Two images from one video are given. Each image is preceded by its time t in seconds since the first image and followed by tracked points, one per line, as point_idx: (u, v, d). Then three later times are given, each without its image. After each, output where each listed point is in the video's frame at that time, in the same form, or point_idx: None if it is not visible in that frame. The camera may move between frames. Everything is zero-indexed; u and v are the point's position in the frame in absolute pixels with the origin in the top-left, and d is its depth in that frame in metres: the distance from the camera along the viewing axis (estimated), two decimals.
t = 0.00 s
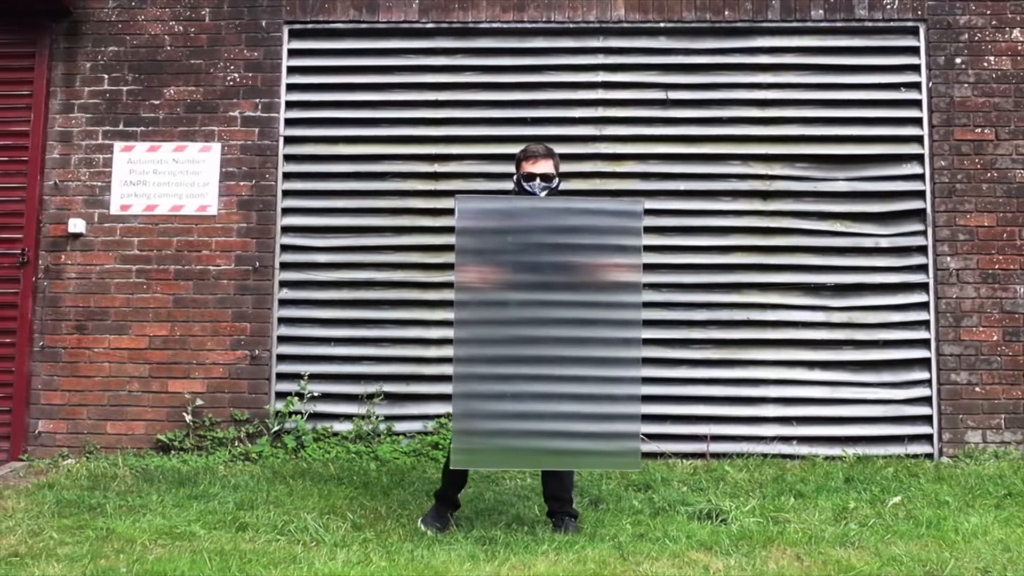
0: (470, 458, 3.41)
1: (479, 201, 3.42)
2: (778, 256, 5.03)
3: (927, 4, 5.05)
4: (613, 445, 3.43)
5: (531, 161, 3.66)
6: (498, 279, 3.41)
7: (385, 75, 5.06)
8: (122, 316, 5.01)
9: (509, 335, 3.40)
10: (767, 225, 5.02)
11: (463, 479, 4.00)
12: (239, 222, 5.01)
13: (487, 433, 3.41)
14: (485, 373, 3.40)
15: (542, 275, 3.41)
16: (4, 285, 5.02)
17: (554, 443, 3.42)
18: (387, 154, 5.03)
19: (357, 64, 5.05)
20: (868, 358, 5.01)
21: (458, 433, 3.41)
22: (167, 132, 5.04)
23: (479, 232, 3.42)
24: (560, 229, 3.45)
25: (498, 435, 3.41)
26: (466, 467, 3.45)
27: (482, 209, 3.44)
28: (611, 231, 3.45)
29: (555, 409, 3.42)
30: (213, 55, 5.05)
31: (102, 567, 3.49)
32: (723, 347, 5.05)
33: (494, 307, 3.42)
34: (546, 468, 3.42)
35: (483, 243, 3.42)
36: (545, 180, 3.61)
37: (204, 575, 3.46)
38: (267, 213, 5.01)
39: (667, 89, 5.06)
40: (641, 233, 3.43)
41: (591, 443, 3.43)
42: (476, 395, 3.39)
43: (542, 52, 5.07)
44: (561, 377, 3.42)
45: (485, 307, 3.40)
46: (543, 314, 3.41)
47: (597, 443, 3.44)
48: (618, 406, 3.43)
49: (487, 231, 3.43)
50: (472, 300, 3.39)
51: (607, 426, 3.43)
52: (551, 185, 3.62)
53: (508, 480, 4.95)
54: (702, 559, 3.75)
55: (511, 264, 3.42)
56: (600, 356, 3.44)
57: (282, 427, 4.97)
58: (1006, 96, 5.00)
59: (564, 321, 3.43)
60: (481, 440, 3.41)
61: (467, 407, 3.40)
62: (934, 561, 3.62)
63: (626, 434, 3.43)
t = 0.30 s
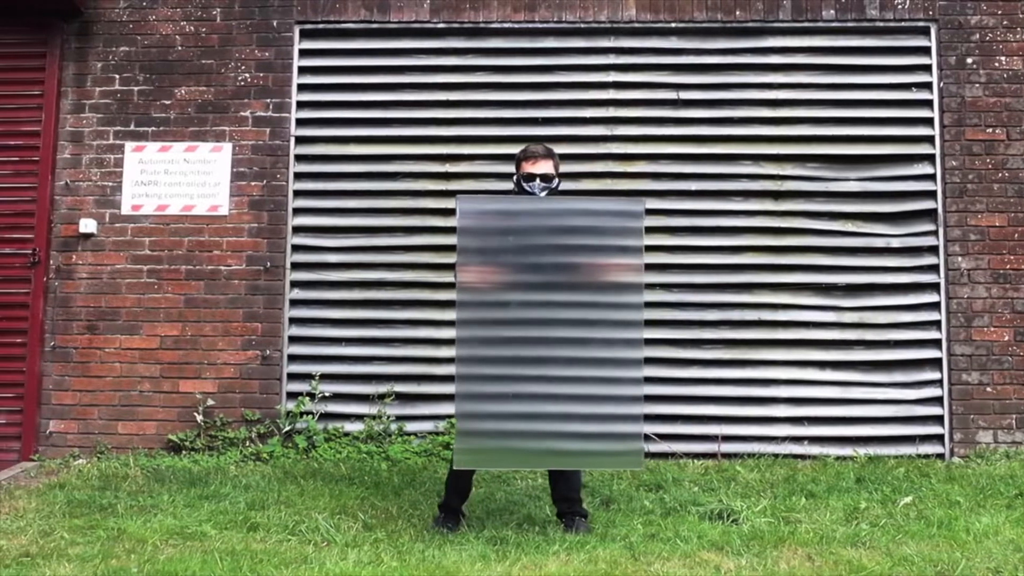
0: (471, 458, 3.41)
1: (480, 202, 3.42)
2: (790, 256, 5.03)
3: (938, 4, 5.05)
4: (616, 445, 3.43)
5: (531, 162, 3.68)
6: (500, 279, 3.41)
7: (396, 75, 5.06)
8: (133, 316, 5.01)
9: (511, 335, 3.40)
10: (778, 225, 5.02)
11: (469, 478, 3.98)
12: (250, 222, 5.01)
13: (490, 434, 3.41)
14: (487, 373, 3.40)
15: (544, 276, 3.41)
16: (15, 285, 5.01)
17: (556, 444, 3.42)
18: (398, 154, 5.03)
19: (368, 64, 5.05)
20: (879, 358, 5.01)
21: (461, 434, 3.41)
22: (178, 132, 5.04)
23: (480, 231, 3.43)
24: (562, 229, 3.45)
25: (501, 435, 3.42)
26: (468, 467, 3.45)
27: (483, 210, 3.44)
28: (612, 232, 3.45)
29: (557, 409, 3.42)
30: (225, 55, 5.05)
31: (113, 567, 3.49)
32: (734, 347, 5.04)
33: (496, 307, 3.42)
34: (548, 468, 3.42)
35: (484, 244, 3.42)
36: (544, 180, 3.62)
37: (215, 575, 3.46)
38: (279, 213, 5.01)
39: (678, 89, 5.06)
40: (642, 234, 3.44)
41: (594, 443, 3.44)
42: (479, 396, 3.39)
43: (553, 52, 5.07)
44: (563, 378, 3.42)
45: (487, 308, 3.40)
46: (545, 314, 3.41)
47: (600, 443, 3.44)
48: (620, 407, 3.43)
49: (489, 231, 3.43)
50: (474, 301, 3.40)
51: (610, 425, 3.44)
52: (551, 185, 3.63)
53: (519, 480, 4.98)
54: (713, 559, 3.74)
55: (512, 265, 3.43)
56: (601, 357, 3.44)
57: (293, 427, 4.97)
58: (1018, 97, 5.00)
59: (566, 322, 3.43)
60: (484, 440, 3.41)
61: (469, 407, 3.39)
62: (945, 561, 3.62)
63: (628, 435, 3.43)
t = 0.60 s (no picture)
0: (473, 459, 3.40)
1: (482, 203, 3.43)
2: (803, 256, 5.03)
3: (951, 4, 5.05)
4: (618, 446, 3.44)
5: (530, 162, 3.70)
6: (501, 280, 3.42)
7: (409, 75, 5.06)
8: (146, 316, 5.01)
9: (513, 336, 3.42)
10: (791, 225, 5.02)
11: (478, 479, 3.96)
12: (263, 222, 5.01)
13: (492, 435, 3.40)
14: (490, 373, 3.40)
15: (545, 277, 3.42)
16: (28, 285, 5.01)
17: (558, 445, 3.42)
18: (411, 154, 5.03)
19: (381, 64, 5.05)
20: (892, 358, 5.00)
21: (463, 435, 3.40)
22: (190, 132, 5.04)
23: (481, 232, 3.44)
24: (563, 230, 3.46)
25: (503, 436, 3.41)
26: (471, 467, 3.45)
27: (485, 210, 3.45)
28: (613, 233, 3.46)
29: (558, 410, 3.42)
30: (237, 55, 5.06)
31: (126, 567, 3.49)
32: (747, 347, 5.04)
33: (497, 308, 3.42)
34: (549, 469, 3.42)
35: (485, 244, 3.44)
36: (544, 181, 3.64)
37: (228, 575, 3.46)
38: (291, 213, 5.01)
39: (691, 89, 5.06)
40: (643, 235, 3.45)
41: (597, 445, 3.44)
42: (481, 396, 3.39)
43: (566, 52, 5.07)
44: (564, 379, 3.42)
45: (488, 308, 3.41)
46: (546, 315, 3.42)
47: (602, 444, 3.44)
48: (621, 408, 3.44)
49: (490, 231, 3.44)
50: (475, 301, 3.41)
51: (612, 427, 3.44)
52: (550, 185, 3.65)
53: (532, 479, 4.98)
54: (726, 559, 3.74)
55: (514, 266, 3.43)
56: (603, 358, 3.44)
57: (306, 427, 4.96)
58: None
59: (567, 323, 3.43)
60: (487, 441, 3.40)
61: (471, 407, 3.39)
62: (958, 561, 3.62)
63: (629, 436, 3.44)
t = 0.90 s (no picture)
0: (475, 460, 3.39)
1: (483, 203, 3.44)
2: (814, 256, 5.03)
3: (962, 4, 5.05)
4: (620, 446, 3.44)
5: (529, 163, 3.71)
6: (502, 281, 3.43)
7: (421, 75, 5.06)
8: (157, 316, 5.01)
9: (515, 337, 3.42)
10: (802, 225, 5.02)
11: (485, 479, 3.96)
12: (274, 222, 5.01)
13: (494, 435, 3.40)
14: (491, 373, 3.41)
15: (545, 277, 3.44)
16: (40, 286, 5.01)
17: (560, 445, 3.42)
18: (422, 154, 5.03)
19: (392, 64, 5.06)
20: (903, 358, 5.00)
21: (465, 436, 3.39)
22: (202, 132, 5.04)
23: (482, 233, 3.45)
24: (563, 231, 3.47)
25: (505, 436, 3.41)
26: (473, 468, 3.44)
27: (486, 210, 3.45)
28: (614, 234, 3.48)
29: (560, 410, 3.42)
30: (248, 55, 5.06)
31: (137, 567, 3.49)
32: (758, 347, 5.04)
33: (498, 308, 3.43)
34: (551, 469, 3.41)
35: (486, 245, 3.44)
36: (542, 181, 3.65)
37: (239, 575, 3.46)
38: (303, 213, 5.01)
39: (702, 89, 5.06)
40: (644, 236, 3.47)
41: (598, 445, 3.43)
42: (482, 396, 3.39)
43: (577, 52, 5.07)
44: (566, 379, 3.43)
45: (490, 309, 3.42)
46: (547, 315, 3.43)
47: (604, 445, 3.44)
48: (623, 408, 3.45)
49: (492, 232, 3.45)
50: (477, 302, 3.42)
51: (614, 427, 3.44)
52: (549, 186, 3.66)
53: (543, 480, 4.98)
54: (738, 560, 3.73)
55: (515, 266, 3.44)
56: (604, 358, 3.45)
57: (317, 427, 4.96)
58: None
59: (568, 323, 3.44)
60: (489, 442, 3.40)
61: (473, 408, 3.39)
62: (969, 561, 3.62)
63: (631, 436, 3.44)
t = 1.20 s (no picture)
0: (477, 460, 3.39)
1: (484, 204, 3.44)
2: (827, 256, 5.02)
3: (975, 4, 5.05)
4: (620, 447, 3.44)
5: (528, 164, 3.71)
6: (503, 281, 3.43)
7: (434, 75, 5.06)
8: (170, 316, 5.00)
9: (517, 337, 3.42)
10: (815, 225, 5.02)
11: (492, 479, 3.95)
12: (287, 222, 5.01)
13: (496, 436, 3.39)
14: (493, 374, 3.41)
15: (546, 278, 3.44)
16: (52, 286, 5.01)
17: (560, 446, 3.41)
18: (435, 154, 5.03)
19: (405, 64, 5.06)
20: (916, 358, 5.00)
21: (467, 437, 3.39)
22: (215, 132, 5.04)
23: (483, 233, 3.45)
24: (564, 231, 3.47)
25: (506, 437, 3.40)
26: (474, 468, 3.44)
27: (488, 211, 3.45)
28: (615, 234, 3.48)
29: (561, 411, 3.42)
30: (261, 55, 5.06)
31: (150, 567, 3.48)
32: (771, 347, 5.04)
33: (499, 309, 3.43)
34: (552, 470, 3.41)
35: (488, 245, 3.44)
36: (542, 182, 3.64)
37: (253, 574, 3.45)
38: (316, 213, 5.01)
39: (715, 89, 5.06)
40: (644, 236, 3.47)
41: (600, 446, 3.43)
42: (484, 397, 3.39)
43: (590, 52, 5.07)
44: (567, 380, 3.43)
45: (492, 309, 3.42)
46: (547, 315, 3.43)
47: (605, 445, 3.44)
48: (623, 408, 3.45)
49: (493, 232, 3.45)
50: (478, 303, 3.42)
51: (616, 427, 3.44)
52: (548, 187, 3.66)
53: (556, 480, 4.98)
54: (751, 560, 3.72)
55: (516, 267, 3.44)
56: (604, 359, 3.45)
57: (330, 427, 4.96)
58: None
59: (568, 323, 3.44)
60: (491, 442, 3.39)
61: (474, 409, 3.39)
62: (982, 561, 3.61)
63: (631, 437, 3.45)
